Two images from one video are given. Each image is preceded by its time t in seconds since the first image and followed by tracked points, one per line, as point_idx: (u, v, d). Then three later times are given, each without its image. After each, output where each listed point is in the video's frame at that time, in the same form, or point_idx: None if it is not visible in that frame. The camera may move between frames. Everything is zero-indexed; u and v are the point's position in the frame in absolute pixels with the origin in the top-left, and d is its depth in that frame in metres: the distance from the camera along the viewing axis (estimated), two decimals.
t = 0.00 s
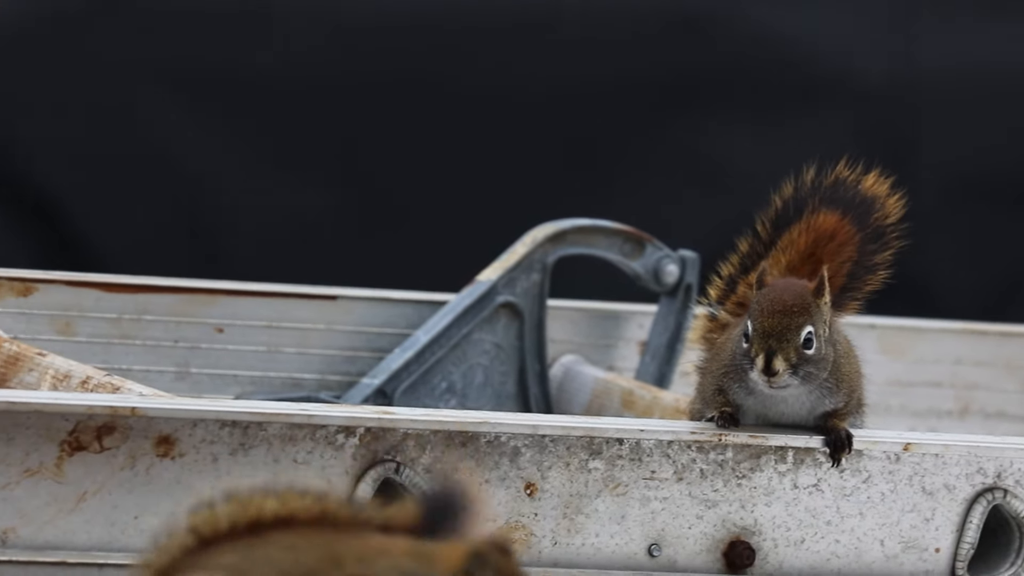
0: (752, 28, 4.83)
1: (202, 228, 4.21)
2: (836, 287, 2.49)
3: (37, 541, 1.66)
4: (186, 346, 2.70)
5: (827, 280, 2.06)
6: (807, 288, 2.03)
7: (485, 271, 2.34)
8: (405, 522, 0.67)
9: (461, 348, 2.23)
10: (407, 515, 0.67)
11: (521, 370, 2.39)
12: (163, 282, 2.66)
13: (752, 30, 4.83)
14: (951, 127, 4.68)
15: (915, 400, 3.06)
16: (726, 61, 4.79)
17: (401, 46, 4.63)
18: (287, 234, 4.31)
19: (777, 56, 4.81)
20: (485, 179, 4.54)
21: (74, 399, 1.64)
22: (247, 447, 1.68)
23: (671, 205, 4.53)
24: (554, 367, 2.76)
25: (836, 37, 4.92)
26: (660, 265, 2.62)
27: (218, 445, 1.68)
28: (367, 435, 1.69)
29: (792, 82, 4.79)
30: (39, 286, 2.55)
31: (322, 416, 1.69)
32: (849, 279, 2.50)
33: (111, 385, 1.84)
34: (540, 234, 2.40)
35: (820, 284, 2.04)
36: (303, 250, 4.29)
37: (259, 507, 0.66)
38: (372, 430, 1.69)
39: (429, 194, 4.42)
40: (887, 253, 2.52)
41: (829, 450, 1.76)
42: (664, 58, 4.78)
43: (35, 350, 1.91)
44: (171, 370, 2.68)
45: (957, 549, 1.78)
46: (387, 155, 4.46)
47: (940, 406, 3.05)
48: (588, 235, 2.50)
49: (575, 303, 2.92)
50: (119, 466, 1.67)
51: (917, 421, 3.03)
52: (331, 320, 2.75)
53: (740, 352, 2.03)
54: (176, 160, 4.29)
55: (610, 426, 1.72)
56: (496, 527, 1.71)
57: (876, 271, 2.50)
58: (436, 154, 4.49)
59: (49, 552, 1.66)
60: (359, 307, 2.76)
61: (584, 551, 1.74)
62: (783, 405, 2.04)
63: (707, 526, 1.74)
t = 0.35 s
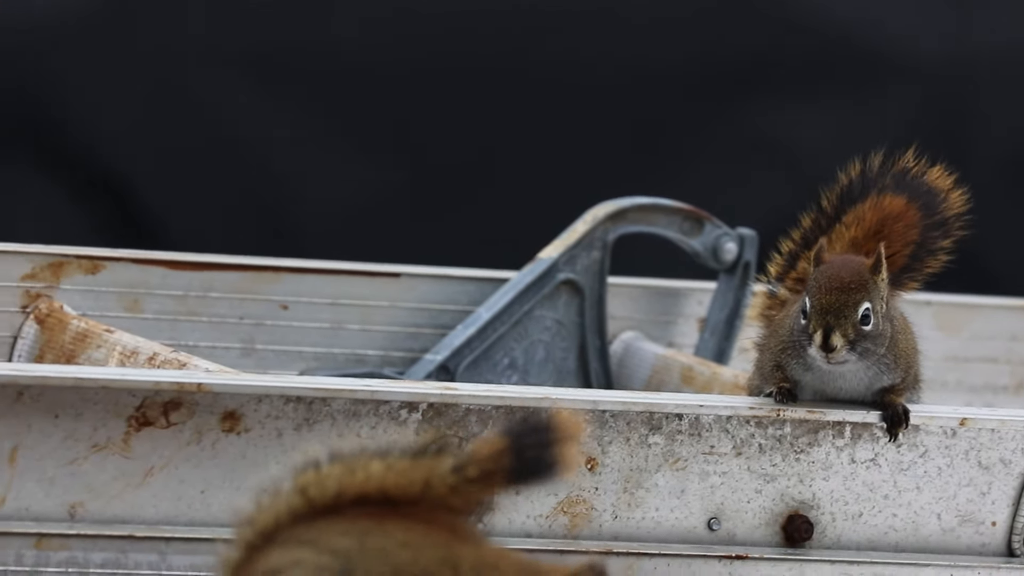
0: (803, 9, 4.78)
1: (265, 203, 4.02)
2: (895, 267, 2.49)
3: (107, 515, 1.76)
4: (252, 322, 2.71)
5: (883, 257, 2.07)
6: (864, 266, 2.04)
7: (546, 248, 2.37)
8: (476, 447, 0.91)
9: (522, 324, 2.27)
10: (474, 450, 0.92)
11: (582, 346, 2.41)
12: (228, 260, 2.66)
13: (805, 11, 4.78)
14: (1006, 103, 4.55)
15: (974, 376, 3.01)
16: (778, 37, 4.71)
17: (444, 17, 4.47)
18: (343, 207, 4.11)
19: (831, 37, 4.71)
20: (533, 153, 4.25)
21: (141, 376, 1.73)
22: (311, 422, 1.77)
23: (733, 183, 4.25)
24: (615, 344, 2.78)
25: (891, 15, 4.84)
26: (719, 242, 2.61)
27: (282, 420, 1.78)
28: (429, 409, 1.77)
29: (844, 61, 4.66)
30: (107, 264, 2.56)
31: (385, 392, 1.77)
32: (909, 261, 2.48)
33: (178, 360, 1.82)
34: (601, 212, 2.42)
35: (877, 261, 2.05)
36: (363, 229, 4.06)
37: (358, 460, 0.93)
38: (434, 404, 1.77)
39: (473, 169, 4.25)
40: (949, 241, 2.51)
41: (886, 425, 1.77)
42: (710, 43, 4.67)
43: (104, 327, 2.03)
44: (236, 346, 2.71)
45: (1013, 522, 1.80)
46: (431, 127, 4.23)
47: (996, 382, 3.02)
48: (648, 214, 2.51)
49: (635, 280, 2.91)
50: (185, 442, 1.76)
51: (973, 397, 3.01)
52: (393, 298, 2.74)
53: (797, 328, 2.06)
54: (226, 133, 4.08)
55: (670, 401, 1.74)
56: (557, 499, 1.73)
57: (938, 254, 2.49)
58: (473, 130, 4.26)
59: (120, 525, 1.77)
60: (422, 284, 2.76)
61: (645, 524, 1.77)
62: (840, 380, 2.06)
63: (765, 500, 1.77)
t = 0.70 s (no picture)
0: None
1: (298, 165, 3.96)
2: (930, 228, 2.54)
3: (142, 476, 1.70)
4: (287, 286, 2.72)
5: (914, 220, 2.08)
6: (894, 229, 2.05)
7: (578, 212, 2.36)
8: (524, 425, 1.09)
9: (553, 287, 2.29)
10: (520, 427, 1.09)
11: (614, 309, 2.41)
12: (262, 224, 2.69)
13: None
14: None
15: (1002, 337, 3.04)
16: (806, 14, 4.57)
17: None
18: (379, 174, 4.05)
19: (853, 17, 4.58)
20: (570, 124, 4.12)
21: (177, 338, 1.67)
22: (347, 384, 1.72)
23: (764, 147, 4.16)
24: (646, 306, 2.83)
25: None
26: (751, 206, 2.58)
27: (317, 382, 1.72)
28: (462, 372, 1.74)
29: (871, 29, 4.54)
30: (144, 228, 2.63)
31: (419, 354, 1.73)
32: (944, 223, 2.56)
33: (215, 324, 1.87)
34: (633, 175, 2.39)
35: (907, 223, 2.05)
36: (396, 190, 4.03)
37: (406, 429, 1.12)
38: (468, 367, 1.73)
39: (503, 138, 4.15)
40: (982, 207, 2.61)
41: (914, 387, 1.79)
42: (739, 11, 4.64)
43: (139, 291, 2.15)
44: (272, 310, 2.72)
45: None
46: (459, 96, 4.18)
47: None
48: (680, 176, 2.47)
49: (667, 244, 2.95)
50: (221, 404, 1.70)
51: (1003, 357, 3.04)
52: (425, 260, 2.75)
53: (828, 291, 2.09)
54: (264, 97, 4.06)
55: (701, 363, 1.76)
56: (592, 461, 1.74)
57: (973, 218, 2.56)
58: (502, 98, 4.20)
59: (154, 488, 1.70)
60: (455, 248, 2.76)
61: (675, 485, 1.78)
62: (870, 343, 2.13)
63: (795, 461, 1.79)
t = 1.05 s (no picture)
0: None
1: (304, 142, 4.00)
2: (927, 202, 2.57)
3: (147, 450, 1.71)
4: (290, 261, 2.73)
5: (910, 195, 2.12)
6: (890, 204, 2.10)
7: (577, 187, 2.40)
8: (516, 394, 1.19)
9: (553, 263, 2.31)
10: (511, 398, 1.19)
11: (613, 283, 2.45)
12: (266, 200, 2.70)
13: None
14: None
15: (996, 311, 3.06)
16: None
17: None
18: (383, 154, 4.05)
19: None
20: (562, 102, 4.18)
21: (181, 312, 1.68)
22: (349, 358, 1.73)
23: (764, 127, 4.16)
24: (646, 282, 2.83)
25: None
26: (747, 181, 2.63)
27: (320, 356, 1.73)
28: (464, 346, 1.75)
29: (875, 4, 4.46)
30: (148, 204, 2.64)
31: (420, 329, 1.74)
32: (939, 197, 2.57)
33: (217, 300, 1.90)
34: (631, 151, 2.44)
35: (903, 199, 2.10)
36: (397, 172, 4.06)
37: (398, 402, 1.22)
38: (468, 341, 1.74)
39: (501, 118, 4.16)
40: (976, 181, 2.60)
41: (910, 360, 1.81)
42: None
43: (144, 266, 2.15)
44: (275, 285, 2.73)
45: None
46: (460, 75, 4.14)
47: (1019, 316, 3.07)
48: (677, 152, 2.53)
49: (665, 219, 2.97)
50: (225, 377, 1.71)
51: (996, 331, 3.06)
52: (429, 236, 2.79)
53: (825, 267, 2.14)
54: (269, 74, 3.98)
55: (699, 336, 1.78)
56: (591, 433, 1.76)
57: (969, 190, 2.57)
58: (501, 78, 4.18)
59: (158, 461, 1.70)
60: (457, 223, 2.81)
61: (674, 458, 1.80)
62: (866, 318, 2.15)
63: (792, 434, 1.81)
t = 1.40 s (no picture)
0: None
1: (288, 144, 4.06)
2: (901, 197, 2.61)
3: (130, 443, 1.72)
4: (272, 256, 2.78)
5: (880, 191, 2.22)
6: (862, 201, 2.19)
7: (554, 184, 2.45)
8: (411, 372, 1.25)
9: (532, 258, 2.35)
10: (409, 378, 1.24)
11: (590, 279, 2.50)
12: (250, 197, 2.73)
13: None
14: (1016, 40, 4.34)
15: (968, 305, 3.10)
16: None
17: None
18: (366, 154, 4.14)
19: None
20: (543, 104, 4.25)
21: (166, 307, 1.69)
22: (331, 352, 1.74)
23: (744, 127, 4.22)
24: (622, 277, 2.89)
25: None
26: (723, 177, 2.65)
27: (302, 350, 1.74)
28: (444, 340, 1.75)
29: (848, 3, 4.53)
30: (133, 201, 2.64)
31: (400, 323, 1.75)
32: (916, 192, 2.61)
33: (202, 294, 1.93)
34: (608, 147, 2.48)
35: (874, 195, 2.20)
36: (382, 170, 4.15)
37: (294, 402, 1.23)
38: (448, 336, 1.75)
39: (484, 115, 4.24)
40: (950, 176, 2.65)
41: (882, 353, 1.84)
42: None
43: (129, 261, 2.19)
44: (257, 280, 2.78)
45: (1005, 447, 1.87)
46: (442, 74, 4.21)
47: (989, 310, 3.10)
48: (652, 149, 2.56)
49: (641, 214, 3.00)
50: (208, 371, 1.72)
51: (966, 325, 3.11)
52: (409, 232, 2.82)
53: (797, 261, 2.22)
54: (254, 76, 4.03)
55: (675, 330, 1.79)
56: (566, 427, 1.78)
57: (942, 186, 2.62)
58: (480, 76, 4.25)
59: (142, 453, 1.71)
60: (436, 219, 2.83)
61: (650, 450, 1.82)
62: (840, 311, 2.20)
63: (766, 426, 1.84)
